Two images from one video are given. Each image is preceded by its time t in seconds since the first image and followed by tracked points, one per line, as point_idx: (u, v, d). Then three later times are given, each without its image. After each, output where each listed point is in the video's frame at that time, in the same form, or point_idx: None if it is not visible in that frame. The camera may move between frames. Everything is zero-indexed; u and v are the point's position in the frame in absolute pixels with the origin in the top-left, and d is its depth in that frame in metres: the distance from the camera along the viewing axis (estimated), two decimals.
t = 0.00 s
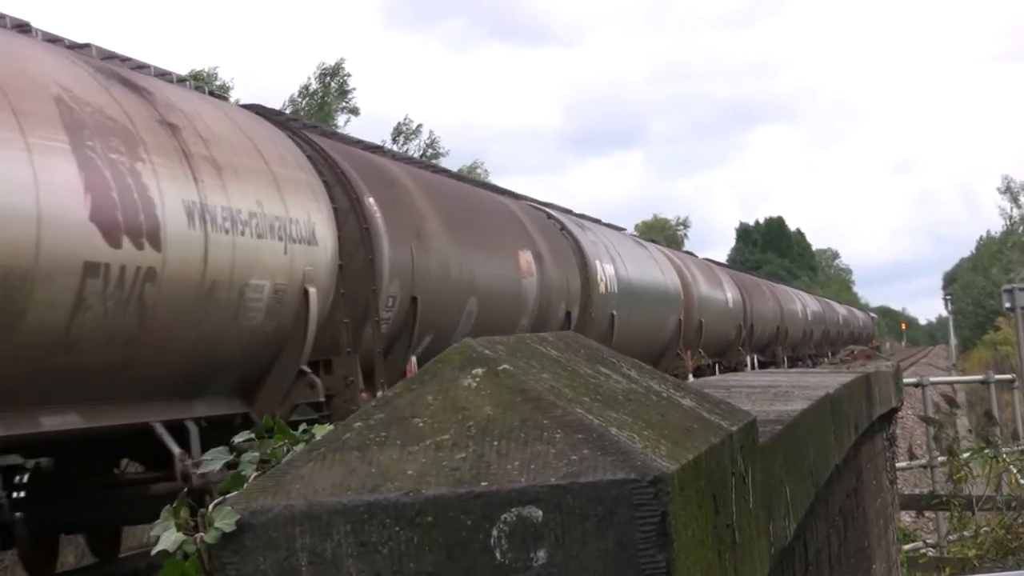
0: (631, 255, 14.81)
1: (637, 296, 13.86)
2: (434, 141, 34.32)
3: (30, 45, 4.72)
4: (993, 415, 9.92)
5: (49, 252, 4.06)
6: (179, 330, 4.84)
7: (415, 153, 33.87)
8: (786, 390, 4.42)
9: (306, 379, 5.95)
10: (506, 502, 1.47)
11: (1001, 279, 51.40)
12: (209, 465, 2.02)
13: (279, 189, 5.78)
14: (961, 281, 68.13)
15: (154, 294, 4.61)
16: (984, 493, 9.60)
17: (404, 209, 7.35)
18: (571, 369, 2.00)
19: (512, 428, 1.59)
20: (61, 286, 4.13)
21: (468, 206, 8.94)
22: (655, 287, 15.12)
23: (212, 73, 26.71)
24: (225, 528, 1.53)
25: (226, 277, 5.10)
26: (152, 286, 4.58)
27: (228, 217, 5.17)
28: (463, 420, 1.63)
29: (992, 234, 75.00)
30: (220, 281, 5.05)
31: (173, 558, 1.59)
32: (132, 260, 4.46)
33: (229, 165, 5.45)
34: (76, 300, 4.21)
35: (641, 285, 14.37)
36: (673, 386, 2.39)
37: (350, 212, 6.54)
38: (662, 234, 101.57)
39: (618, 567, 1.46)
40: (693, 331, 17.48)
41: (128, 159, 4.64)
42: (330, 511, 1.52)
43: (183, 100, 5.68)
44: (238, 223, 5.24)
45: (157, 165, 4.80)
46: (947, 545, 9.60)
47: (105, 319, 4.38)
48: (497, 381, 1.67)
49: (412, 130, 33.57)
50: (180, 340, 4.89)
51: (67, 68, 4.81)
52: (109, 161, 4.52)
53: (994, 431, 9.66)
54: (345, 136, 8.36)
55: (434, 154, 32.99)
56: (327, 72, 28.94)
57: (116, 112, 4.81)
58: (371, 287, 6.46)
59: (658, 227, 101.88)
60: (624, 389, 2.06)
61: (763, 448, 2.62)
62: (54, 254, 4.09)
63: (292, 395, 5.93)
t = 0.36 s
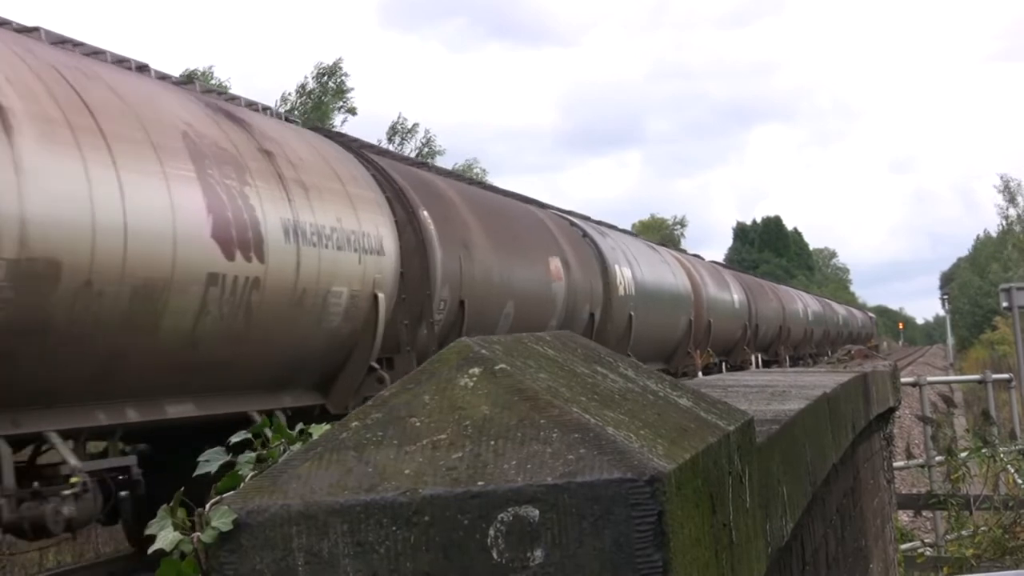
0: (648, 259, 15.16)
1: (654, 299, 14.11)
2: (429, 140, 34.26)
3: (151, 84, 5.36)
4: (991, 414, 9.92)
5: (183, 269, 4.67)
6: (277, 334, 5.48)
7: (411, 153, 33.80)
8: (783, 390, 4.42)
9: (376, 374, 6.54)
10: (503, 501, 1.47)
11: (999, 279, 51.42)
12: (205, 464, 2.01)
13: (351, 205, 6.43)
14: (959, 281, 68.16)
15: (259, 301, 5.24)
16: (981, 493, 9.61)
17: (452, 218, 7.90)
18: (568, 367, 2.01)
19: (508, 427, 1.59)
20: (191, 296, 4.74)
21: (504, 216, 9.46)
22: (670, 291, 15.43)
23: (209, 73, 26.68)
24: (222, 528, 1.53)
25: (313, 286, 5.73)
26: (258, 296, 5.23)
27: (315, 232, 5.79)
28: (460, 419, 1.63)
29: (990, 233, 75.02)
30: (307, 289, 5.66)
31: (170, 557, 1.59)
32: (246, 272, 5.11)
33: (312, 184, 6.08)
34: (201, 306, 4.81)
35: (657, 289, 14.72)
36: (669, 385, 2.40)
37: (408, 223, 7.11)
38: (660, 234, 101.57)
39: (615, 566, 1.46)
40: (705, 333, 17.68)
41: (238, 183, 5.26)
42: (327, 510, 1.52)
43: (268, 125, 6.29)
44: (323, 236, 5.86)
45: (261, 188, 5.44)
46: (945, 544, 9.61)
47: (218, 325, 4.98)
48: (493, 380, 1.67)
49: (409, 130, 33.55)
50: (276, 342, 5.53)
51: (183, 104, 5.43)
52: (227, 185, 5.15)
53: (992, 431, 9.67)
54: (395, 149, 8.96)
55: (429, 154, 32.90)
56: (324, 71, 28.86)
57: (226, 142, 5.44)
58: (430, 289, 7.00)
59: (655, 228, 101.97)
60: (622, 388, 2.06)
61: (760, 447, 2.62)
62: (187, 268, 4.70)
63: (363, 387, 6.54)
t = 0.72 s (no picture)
0: (662, 262, 16.41)
1: (668, 300, 15.49)
2: (429, 140, 34.28)
3: (252, 124, 6.70)
4: (990, 412, 9.91)
5: (285, 275, 6.01)
6: (359, 326, 6.91)
7: (411, 152, 33.82)
8: (782, 389, 4.42)
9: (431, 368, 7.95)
10: (502, 500, 1.47)
11: (999, 277, 51.45)
12: (203, 464, 2.01)
13: (409, 221, 7.92)
14: (959, 279, 68.15)
15: (339, 303, 6.61)
16: (981, 491, 9.61)
17: (485, 233, 9.16)
18: (566, 366, 2.01)
19: (507, 426, 1.59)
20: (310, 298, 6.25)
21: (530, 229, 10.68)
22: (681, 294, 16.47)
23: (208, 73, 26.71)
24: (221, 527, 1.53)
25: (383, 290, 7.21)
26: (338, 297, 6.57)
27: (384, 244, 7.24)
28: (459, 418, 1.63)
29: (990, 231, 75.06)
30: (373, 292, 7.00)
31: (169, 557, 1.59)
32: (332, 279, 6.50)
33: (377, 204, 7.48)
34: (294, 309, 6.10)
35: (670, 290, 15.90)
36: (668, 384, 2.40)
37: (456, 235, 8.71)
38: (660, 233, 101.62)
39: (613, 566, 1.46)
40: (717, 331, 18.48)
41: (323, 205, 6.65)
42: (326, 509, 1.52)
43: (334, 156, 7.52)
44: (390, 248, 7.32)
45: (339, 207, 6.85)
46: (945, 543, 9.61)
47: (310, 321, 6.29)
48: (491, 380, 1.68)
49: (408, 130, 33.55)
50: (349, 334, 6.86)
51: (273, 136, 6.84)
52: (313, 206, 6.51)
53: (991, 429, 9.66)
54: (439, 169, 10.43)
55: (428, 154, 32.93)
56: (321, 71, 28.90)
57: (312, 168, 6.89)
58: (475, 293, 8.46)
59: (655, 227, 102.03)
60: (620, 387, 2.07)
61: (759, 446, 2.61)
62: (284, 278, 6.00)
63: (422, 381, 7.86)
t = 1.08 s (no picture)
0: (678, 266, 17.18)
1: (684, 302, 16.20)
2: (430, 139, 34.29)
3: (321, 140, 7.13)
4: (991, 412, 9.91)
5: (365, 284, 6.44)
6: (423, 329, 7.38)
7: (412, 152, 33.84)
8: (783, 389, 4.41)
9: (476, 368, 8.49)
10: (503, 500, 1.47)
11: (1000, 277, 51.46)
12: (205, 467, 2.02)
13: (460, 232, 8.39)
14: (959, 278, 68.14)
15: (405, 307, 7.08)
16: (981, 491, 9.62)
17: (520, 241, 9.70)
18: (568, 366, 2.00)
19: (508, 426, 1.59)
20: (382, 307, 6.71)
21: (560, 237, 11.21)
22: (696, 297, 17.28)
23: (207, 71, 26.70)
24: (222, 527, 1.53)
25: (442, 297, 7.65)
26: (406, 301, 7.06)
27: (440, 253, 7.74)
28: (460, 417, 1.63)
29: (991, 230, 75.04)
30: (433, 296, 7.48)
31: (170, 556, 1.59)
32: (399, 285, 6.98)
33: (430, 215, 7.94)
34: (368, 312, 6.52)
35: (685, 292, 16.69)
36: (669, 384, 2.39)
37: (498, 241, 9.25)
38: (661, 232, 101.70)
39: (614, 565, 1.46)
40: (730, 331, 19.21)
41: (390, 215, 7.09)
42: (327, 509, 1.52)
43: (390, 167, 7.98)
44: (444, 257, 7.81)
45: (402, 218, 7.29)
46: (946, 542, 9.62)
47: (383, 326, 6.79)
48: (492, 379, 1.67)
49: (408, 130, 33.53)
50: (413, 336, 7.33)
51: (346, 156, 7.26)
52: (383, 220, 6.99)
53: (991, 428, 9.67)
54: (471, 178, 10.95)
55: (430, 154, 32.96)
56: (321, 71, 28.92)
57: (380, 184, 7.36)
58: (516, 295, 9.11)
59: (656, 227, 102.11)
60: (621, 387, 2.06)
61: (760, 445, 2.60)
62: (363, 284, 6.44)
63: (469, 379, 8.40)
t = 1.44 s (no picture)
0: (691, 271, 18.44)
1: (695, 304, 17.53)
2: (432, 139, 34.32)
3: (405, 171, 9.29)
4: (994, 412, 9.90)
5: (421, 287, 8.21)
6: (465, 325, 9.19)
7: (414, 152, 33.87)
8: (786, 389, 4.41)
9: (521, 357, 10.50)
10: (506, 500, 1.47)
11: (1003, 277, 51.43)
12: (209, 468, 2.02)
13: (501, 241, 10.45)
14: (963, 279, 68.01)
15: (458, 306, 8.96)
16: (984, 491, 9.61)
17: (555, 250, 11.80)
18: (571, 366, 2.00)
19: (512, 426, 1.59)
20: (454, 305, 8.87)
21: (586, 247, 13.20)
22: (710, 300, 18.57)
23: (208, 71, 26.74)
24: (225, 527, 1.53)
25: (475, 299, 9.34)
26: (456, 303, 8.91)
27: (486, 260, 9.73)
28: (464, 418, 1.63)
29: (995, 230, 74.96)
30: (480, 299, 9.44)
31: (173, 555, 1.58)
32: (457, 290, 8.96)
33: (482, 229, 10.06)
34: (430, 311, 8.41)
35: (698, 295, 17.98)
36: (672, 384, 2.39)
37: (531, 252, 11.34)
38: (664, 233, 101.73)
39: (617, 566, 1.46)
40: (742, 331, 20.29)
41: (451, 233, 9.14)
42: (330, 509, 1.51)
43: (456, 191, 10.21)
44: (490, 263, 9.82)
45: (460, 233, 9.36)
46: (948, 543, 9.62)
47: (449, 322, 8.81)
48: (496, 380, 1.67)
49: (411, 130, 33.54)
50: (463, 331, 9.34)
51: (410, 176, 9.28)
52: (436, 232, 8.79)
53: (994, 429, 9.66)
54: (516, 192, 13.28)
55: (432, 154, 33.01)
56: (321, 71, 28.97)
57: (437, 202, 9.32)
58: (549, 299, 11.16)
59: (659, 228, 102.16)
60: (625, 387, 2.06)
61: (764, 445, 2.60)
62: (426, 289, 8.31)
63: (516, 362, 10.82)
